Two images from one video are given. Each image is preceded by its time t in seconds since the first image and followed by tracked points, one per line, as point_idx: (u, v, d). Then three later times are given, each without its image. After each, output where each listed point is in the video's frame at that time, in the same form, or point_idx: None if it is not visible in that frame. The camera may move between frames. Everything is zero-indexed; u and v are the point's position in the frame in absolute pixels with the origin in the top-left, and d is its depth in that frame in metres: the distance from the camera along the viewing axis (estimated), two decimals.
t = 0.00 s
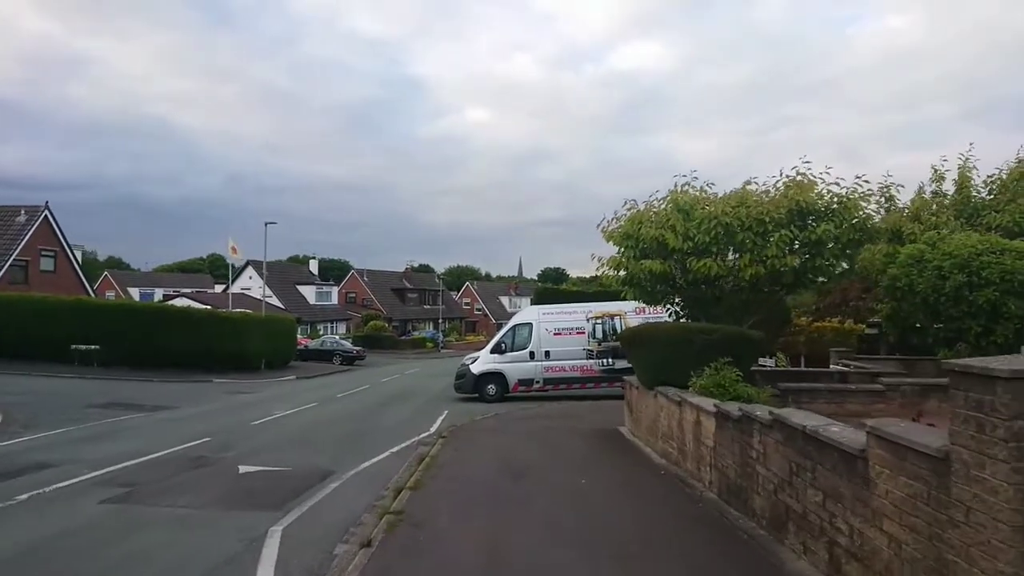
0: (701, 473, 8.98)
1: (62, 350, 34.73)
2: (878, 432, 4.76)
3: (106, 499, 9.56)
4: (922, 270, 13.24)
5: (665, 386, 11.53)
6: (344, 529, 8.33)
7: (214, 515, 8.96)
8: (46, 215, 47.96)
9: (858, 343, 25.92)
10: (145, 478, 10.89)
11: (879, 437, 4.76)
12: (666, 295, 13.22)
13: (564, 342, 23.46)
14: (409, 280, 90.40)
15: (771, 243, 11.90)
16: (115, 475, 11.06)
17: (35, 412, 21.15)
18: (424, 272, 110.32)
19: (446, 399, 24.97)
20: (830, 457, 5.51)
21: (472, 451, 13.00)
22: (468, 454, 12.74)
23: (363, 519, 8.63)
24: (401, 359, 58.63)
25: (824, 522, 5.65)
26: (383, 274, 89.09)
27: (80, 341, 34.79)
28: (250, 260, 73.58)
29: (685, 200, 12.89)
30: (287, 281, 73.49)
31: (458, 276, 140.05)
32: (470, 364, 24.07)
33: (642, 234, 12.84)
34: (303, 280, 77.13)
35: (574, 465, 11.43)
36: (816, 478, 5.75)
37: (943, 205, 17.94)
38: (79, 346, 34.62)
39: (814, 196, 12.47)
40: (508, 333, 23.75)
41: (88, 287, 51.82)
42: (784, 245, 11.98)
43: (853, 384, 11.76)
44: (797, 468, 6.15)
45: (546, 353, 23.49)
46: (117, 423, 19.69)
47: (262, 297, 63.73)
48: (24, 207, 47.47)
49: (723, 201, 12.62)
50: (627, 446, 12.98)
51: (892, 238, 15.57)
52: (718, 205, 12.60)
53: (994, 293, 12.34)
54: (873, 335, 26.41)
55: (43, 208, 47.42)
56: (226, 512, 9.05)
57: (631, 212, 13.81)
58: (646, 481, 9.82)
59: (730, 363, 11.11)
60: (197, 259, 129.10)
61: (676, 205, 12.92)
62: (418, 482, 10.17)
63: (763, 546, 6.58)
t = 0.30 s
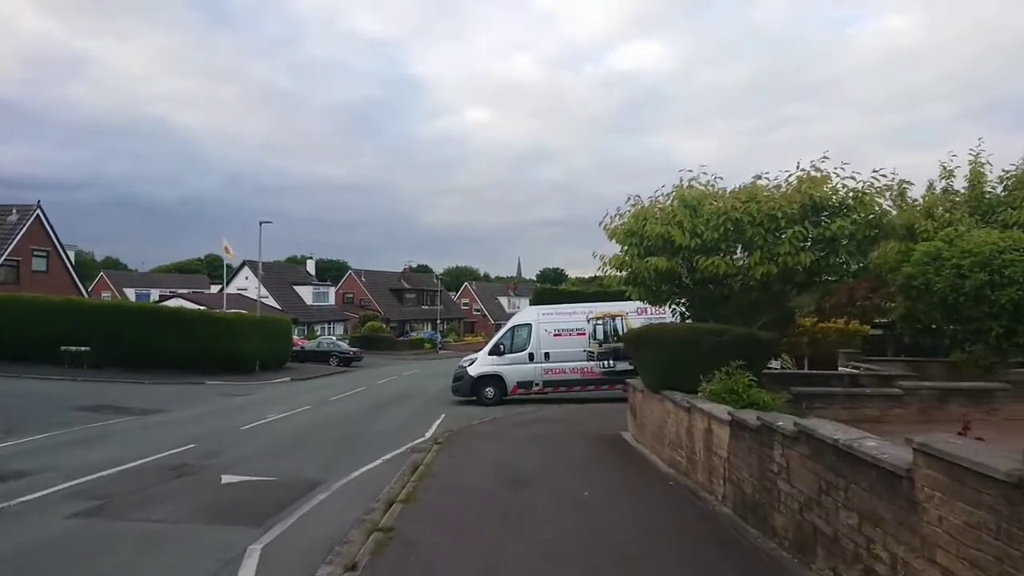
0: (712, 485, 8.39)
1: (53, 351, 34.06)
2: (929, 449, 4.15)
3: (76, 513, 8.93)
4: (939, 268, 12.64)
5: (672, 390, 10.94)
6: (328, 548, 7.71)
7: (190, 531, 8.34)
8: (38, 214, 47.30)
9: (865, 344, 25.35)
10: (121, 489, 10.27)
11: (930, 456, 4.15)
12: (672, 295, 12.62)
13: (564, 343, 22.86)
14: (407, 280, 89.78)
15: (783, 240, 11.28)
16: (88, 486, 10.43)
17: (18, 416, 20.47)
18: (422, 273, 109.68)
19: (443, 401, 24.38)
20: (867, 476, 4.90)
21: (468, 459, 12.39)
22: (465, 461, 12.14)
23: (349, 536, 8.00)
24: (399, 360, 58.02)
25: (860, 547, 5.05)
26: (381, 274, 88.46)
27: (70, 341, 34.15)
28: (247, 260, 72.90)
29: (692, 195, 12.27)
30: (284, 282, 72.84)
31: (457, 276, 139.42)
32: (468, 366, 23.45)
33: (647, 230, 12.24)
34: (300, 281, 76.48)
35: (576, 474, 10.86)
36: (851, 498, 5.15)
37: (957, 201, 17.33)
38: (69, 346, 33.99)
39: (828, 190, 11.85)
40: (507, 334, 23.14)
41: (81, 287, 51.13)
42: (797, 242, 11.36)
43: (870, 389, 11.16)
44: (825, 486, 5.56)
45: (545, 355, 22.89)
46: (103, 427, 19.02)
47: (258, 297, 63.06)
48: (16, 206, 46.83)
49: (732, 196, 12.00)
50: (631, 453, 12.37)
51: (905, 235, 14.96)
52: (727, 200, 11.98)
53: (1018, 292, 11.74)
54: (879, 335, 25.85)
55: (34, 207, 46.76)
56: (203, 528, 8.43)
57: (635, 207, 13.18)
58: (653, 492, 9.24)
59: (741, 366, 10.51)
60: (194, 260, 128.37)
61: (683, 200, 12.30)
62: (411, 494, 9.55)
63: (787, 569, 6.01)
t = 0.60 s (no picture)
0: (727, 498, 7.76)
1: (43, 350, 33.37)
2: (1000, 471, 3.50)
3: (38, 527, 8.26)
4: (960, 264, 12.03)
5: (679, 393, 10.30)
6: (309, 567, 7.06)
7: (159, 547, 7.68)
8: (29, 210, 46.55)
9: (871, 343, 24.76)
10: (91, 499, 9.59)
11: (1002, 479, 3.50)
12: (678, 292, 12.00)
13: (564, 343, 22.22)
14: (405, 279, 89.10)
15: (798, 234, 10.66)
16: (57, 495, 9.75)
17: None
18: (420, 272, 109.01)
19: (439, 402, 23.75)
20: (918, 498, 4.25)
21: (464, 465, 11.74)
22: (460, 468, 11.49)
23: (332, 553, 7.35)
24: (396, 359, 57.35)
25: None
26: (379, 273, 87.77)
27: (59, 341, 33.46)
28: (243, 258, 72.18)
29: (700, 187, 11.64)
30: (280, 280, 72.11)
31: (456, 275, 138.75)
32: (465, 365, 22.80)
33: (653, 224, 11.62)
34: (296, 279, 75.78)
35: (577, 482, 10.22)
36: (896, 521, 4.51)
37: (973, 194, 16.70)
38: (58, 346, 33.30)
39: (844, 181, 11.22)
40: (505, 333, 22.48)
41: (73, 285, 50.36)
42: (812, 236, 10.73)
43: (890, 392, 10.53)
44: (863, 505, 4.93)
45: (545, 354, 22.24)
46: (86, 429, 18.33)
47: (254, 296, 62.32)
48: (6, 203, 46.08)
49: (743, 188, 11.37)
50: (636, 459, 11.73)
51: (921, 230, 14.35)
52: (737, 191, 11.35)
53: None
54: (886, 335, 25.27)
55: (25, 204, 46.06)
56: (174, 543, 7.77)
57: (639, 200, 12.54)
58: (662, 504, 8.61)
59: (753, 368, 9.88)
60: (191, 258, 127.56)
61: (690, 192, 11.67)
62: (401, 505, 8.90)
63: None
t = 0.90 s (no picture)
0: (747, 510, 7.18)
1: (32, 351, 32.71)
2: None
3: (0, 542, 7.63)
4: (984, 260, 11.44)
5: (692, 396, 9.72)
6: None
7: (130, 564, 7.06)
8: (22, 209, 45.90)
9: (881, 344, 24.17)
10: (63, 510, 8.98)
11: None
12: (689, 289, 11.39)
13: (566, 343, 21.61)
14: (404, 280, 88.50)
15: (817, 226, 10.06)
16: (28, 506, 9.14)
17: None
18: (419, 272, 108.49)
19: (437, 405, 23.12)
20: (989, 520, 3.66)
21: (463, 472, 11.14)
22: (458, 475, 10.88)
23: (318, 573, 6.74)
24: (395, 360, 56.74)
25: None
26: (378, 273, 87.17)
27: (49, 341, 32.80)
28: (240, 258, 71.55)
29: (712, 179, 11.04)
30: (278, 281, 71.47)
31: (455, 276, 138.23)
32: (464, 367, 22.17)
33: (662, 218, 11.01)
34: (294, 280, 75.15)
35: (583, 491, 9.62)
36: (959, 545, 3.91)
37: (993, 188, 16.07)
38: (48, 346, 32.65)
39: (864, 171, 10.62)
40: (505, 333, 21.87)
41: (67, 286, 49.70)
42: (832, 229, 10.15)
43: (914, 394, 9.94)
44: (915, 526, 4.33)
45: (546, 355, 21.62)
46: (70, 433, 17.66)
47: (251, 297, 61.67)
48: None
49: (757, 179, 10.77)
50: (644, 465, 11.13)
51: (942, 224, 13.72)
52: (751, 182, 10.75)
53: None
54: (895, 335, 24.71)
55: (19, 203, 45.41)
56: (148, 560, 7.16)
57: (647, 193, 11.94)
58: (675, 515, 8.01)
59: (771, 369, 9.31)
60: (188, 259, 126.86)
61: (701, 184, 11.06)
62: (395, 517, 8.30)
63: None
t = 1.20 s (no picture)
0: (771, 529, 6.61)
1: (21, 352, 32.07)
2: None
3: None
4: (1012, 258, 10.85)
5: (703, 403, 9.16)
6: None
7: None
8: (15, 208, 45.17)
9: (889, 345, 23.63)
10: (32, 527, 8.37)
11: None
12: (698, 289, 10.83)
13: (567, 345, 21.01)
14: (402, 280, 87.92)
15: (836, 222, 9.47)
16: None
17: None
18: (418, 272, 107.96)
19: (434, 407, 22.54)
20: None
21: (461, 483, 10.55)
22: (456, 487, 10.29)
23: None
24: (393, 361, 56.16)
25: None
26: (376, 273, 86.58)
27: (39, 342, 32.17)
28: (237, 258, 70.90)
29: (723, 172, 10.45)
30: (275, 281, 70.81)
31: (454, 276, 137.68)
32: (462, 369, 21.53)
33: (671, 214, 10.43)
34: (292, 280, 74.51)
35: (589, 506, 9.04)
36: None
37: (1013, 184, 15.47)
38: (38, 347, 32.02)
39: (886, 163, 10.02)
40: (505, 335, 21.24)
41: (61, 286, 49.00)
42: (853, 224, 9.55)
43: (940, 401, 9.35)
44: (981, 563, 3.75)
45: (547, 357, 21.03)
46: (55, 439, 17.03)
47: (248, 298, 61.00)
48: None
49: (772, 172, 10.18)
50: (653, 476, 10.54)
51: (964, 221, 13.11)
52: (766, 175, 10.15)
53: None
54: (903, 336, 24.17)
55: (11, 202, 44.68)
56: None
57: (654, 188, 11.34)
58: (690, 534, 7.42)
59: (789, 374, 8.75)
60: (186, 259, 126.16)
61: (713, 177, 10.47)
62: (386, 535, 7.71)
63: None
